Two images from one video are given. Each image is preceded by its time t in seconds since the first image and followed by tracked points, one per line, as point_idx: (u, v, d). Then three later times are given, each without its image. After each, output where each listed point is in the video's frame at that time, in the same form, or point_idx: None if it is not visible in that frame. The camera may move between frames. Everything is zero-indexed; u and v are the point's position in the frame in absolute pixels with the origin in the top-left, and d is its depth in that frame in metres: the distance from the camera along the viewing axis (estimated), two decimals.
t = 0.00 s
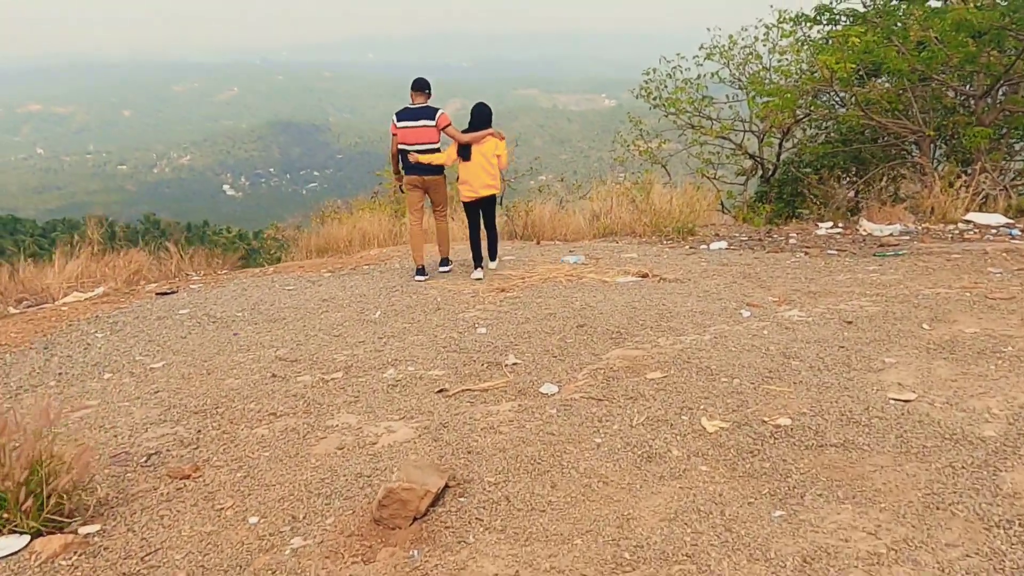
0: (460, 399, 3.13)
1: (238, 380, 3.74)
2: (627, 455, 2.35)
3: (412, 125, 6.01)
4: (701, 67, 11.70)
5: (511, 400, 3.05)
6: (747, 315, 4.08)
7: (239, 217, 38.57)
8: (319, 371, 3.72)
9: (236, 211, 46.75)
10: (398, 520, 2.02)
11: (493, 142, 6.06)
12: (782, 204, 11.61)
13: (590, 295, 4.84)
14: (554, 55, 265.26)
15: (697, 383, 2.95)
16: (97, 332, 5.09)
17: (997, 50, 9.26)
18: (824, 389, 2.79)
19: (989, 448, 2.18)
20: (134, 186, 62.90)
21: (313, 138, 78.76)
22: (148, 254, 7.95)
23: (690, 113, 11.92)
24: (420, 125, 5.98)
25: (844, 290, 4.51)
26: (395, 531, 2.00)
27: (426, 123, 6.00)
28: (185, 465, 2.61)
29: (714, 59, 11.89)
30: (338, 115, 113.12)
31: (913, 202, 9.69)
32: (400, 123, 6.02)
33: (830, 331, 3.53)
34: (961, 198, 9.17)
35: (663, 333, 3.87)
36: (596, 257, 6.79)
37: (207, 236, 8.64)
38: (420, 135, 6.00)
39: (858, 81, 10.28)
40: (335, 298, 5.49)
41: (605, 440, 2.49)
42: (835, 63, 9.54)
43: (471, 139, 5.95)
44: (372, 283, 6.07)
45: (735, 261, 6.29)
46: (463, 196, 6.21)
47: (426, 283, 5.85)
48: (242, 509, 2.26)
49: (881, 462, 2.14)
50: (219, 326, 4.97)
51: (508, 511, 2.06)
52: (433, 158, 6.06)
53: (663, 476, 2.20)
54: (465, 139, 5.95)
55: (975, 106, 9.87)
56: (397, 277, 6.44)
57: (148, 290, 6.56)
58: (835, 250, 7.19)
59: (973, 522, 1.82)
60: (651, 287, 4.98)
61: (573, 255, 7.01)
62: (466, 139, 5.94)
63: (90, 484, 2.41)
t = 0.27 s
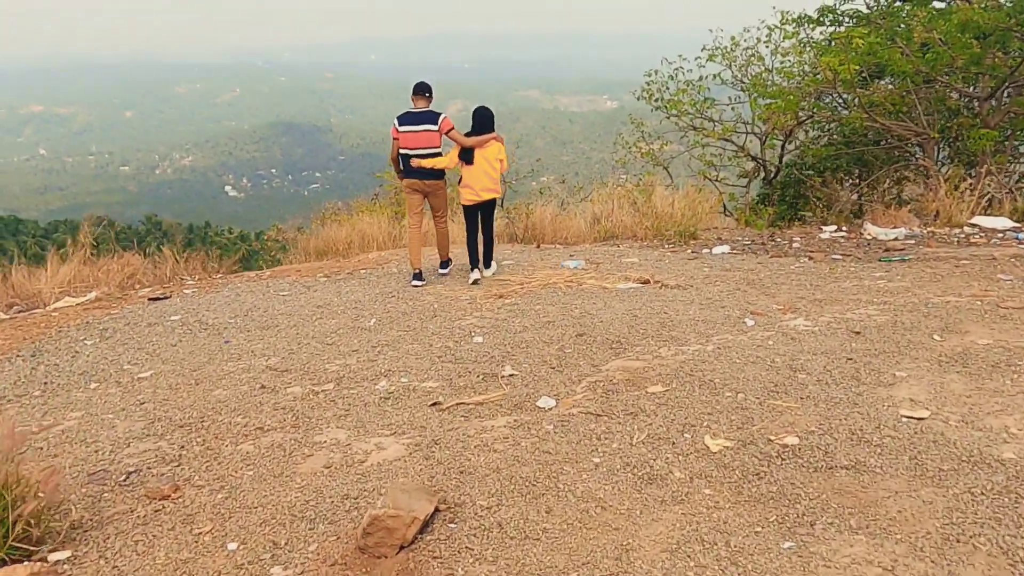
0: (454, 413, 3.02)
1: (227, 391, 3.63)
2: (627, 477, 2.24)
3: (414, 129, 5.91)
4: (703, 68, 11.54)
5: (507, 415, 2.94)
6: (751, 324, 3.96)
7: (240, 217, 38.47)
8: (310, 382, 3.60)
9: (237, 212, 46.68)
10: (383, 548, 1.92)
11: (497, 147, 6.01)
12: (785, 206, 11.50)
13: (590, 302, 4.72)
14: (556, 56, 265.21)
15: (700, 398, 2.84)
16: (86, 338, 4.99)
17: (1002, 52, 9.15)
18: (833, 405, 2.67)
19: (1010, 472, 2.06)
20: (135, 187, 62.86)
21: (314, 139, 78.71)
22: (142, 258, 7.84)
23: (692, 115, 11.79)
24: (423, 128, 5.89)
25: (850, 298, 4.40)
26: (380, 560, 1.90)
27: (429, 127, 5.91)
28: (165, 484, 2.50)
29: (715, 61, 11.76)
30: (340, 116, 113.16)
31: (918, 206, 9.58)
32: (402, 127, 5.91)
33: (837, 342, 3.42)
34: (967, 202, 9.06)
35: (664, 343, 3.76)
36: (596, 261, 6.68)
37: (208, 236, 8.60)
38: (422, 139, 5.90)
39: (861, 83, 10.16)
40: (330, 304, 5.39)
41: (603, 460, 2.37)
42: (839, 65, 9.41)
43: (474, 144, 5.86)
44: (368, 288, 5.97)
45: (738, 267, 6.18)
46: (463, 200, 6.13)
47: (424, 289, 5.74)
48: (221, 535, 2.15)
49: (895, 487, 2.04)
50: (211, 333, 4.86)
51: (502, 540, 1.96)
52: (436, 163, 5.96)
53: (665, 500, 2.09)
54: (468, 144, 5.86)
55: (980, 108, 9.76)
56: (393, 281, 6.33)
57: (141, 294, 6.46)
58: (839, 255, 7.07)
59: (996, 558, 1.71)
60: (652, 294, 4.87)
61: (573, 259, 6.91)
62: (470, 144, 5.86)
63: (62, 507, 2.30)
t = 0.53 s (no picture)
0: (446, 436, 2.88)
1: (211, 409, 3.49)
2: (628, 513, 2.11)
3: (420, 140, 5.98)
4: (705, 71, 11.37)
5: (502, 439, 2.80)
6: (758, 339, 3.81)
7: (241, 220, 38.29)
8: (298, 401, 3.46)
9: (238, 214, 46.55)
10: None
11: (501, 160, 6.10)
12: (789, 210, 11.36)
13: (591, 314, 4.58)
14: (558, 59, 265.16)
15: (705, 422, 2.69)
16: (71, 350, 4.84)
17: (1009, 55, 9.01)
18: (846, 431, 2.53)
19: None
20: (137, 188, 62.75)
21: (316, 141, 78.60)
22: (135, 265, 7.70)
23: (695, 118, 11.64)
24: (429, 139, 5.96)
25: (860, 311, 4.25)
26: None
27: (434, 138, 5.98)
28: (136, 517, 2.37)
29: (718, 64, 11.53)
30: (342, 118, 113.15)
31: (925, 212, 9.43)
32: (409, 137, 5.98)
33: (848, 360, 3.27)
34: (975, 208, 8.95)
35: (668, 359, 3.61)
36: (597, 269, 6.54)
37: (210, 238, 8.65)
38: (430, 150, 5.97)
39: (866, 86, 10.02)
40: (323, 314, 5.25)
41: (602, 493, 2.24)
42: (843, 68, 9.25)
43: (481, 155, 5.95)
44: (362, 297, 5.83)
45: (742, 276, 6.04)
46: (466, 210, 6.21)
47: (420, 298, 5.61)
48: None
49: (917, 528, 1.94)
50: (199, 345, 4.72)
51: None
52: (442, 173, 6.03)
53: (670, 540, 1.99)
54: (474, 155, 5.94)
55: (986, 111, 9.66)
56: (389, 290, 6.19)
57: (132, 303, 6.32)
58: (846, 263, 6.92)
59: None
60: (654, 305, 4.73)
61: (574, 268, 6.77)
62: (476, 155, 5.94)
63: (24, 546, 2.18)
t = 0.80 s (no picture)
0: (439, 457, 2.75)
1: (198, 425, 3.36)
2: (632, 547, 2.00)
3: (423, 142, 5.90)
4: (707, 74, 11.26)
5: (499, 460, 2.67)
6: (765, 352, 3.69)
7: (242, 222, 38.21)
8: (288, 417, 3.34)
9: (240, 217, 46.47)
10: None
11: (502, 160, 5.99)
12: (792, 214, 11.24)
13: (592, 325, 4.45)
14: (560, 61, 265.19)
15: (711, 444, 2.57)
16: (59, 360, 4.72)
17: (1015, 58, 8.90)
18: (860, 455, 2.41)
19: None
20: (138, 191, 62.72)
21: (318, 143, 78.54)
22: (129, 271, 7.58)
23: (697, 121, 11.54)
24: (431, 141, 5.88)
25: (870, 322, 4.12)
26: None
27: (437, 140, 5.89)
28: (111, 547, 2.28)
29: (721, 66, 11.43)
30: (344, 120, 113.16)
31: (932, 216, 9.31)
32: (412, 140, 5.90)
33: (860, 375, 3.14)
34: (981, 212, 8.84)
35: (672, 374, 3.47)
36: (599, 276, 6.42)
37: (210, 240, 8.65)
38: (433, 152, 5.88)
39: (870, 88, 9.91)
40: (318, 323, 5.12)
41: (603, 523, 2.13)
42: (847, 70, 9.12)
43: (483, 156, 5.86)
44: (358, 305, 5.71)
45: (746, 283, 5.90)
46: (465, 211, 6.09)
47: (417, 306, 5.49)
48: None
49: (941, 568, 1.83)
50: (190, 356, 4.59)
51: None
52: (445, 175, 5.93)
53: None
54: (477, 156, 5.86)
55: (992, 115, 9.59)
56: (386, 297, 6.06)
57: (123, 310, 6.19)
58: (853, 270, 6.79)
59: None
60: (657, 315, 4.60)
61: (575, 274, 6.64)
62: (479, 156, 5.86)
63: None
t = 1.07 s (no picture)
0: (433, 480, 2.61)
1: (183, 443, 3.23)
2: None
3: (424, 144, 5.76)
4: (710, 76, 11.16)
5: (496, 483, 2.55)
6: (773, 365, 3.55)
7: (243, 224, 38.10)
8: (277, 434, 3.21)
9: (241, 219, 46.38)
10: None
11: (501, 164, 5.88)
12: (795, 217, 11.10)
13: (594, 335, 4.32)
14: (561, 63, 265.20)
15: (720, 468, 2.44)
16: (46, 371, 4.60)
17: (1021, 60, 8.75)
18: (878, 481, 2.28)
19: None
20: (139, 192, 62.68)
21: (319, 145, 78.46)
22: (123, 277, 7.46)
23: (699, 123, 11.43)
24: (432, 143, 5.74)
25: (881, 333, 3.98)
26: None
27: (438, 142, 5.76)
28: None
29: (723, 68, 11.35)
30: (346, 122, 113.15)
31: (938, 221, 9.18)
32: (413, 141, 5.77)
33: (874, 392, 3.01)
34: (989, 216, 8.73)
35: (676, 389, 3.34)
36: (600, 283, 6.29)
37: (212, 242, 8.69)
38: (434, 153, 5.75)
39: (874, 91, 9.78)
40: (312, 332, 5.00)
41: (606, 557, 2.04)
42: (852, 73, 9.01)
43: (485, 159, 5.76)
44: (354, 312, 5.58)
45: (752, 291, 5.77)
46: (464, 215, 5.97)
47: (414, 314, 5.36)
48: None
49: None
50: (180, 367, 4.46)
51: None
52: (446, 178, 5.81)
53: None
54: (478, 160, 5.75)
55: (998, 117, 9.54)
56: (383, 304, 5.93)
57: (115, 317, 6.08)
58: (860, 276, 6.65)
59: None
60: (660, 325, 4.46)
61: (576, 281, 6.51)
62: (480, 159, 5.75)
63: None
